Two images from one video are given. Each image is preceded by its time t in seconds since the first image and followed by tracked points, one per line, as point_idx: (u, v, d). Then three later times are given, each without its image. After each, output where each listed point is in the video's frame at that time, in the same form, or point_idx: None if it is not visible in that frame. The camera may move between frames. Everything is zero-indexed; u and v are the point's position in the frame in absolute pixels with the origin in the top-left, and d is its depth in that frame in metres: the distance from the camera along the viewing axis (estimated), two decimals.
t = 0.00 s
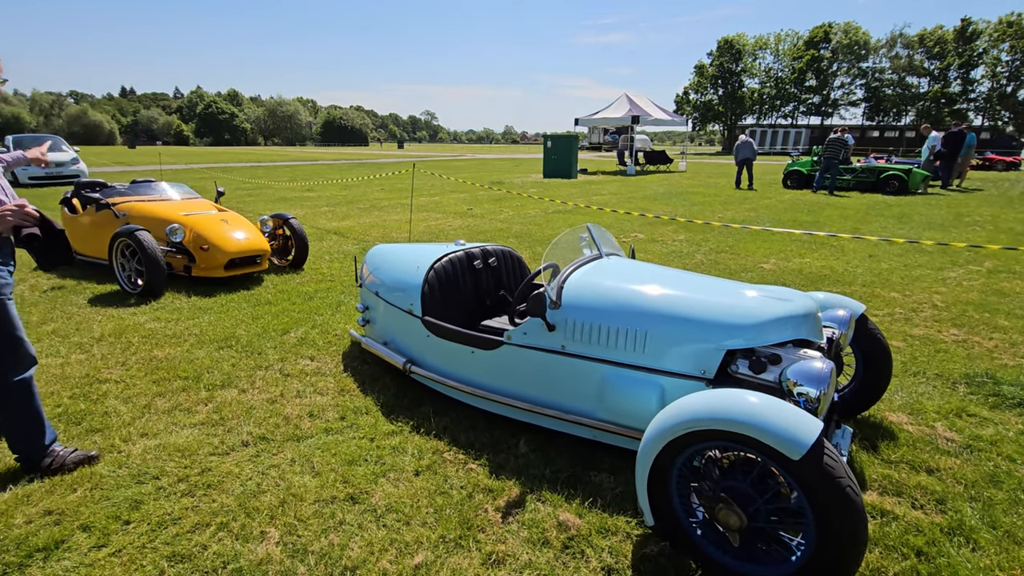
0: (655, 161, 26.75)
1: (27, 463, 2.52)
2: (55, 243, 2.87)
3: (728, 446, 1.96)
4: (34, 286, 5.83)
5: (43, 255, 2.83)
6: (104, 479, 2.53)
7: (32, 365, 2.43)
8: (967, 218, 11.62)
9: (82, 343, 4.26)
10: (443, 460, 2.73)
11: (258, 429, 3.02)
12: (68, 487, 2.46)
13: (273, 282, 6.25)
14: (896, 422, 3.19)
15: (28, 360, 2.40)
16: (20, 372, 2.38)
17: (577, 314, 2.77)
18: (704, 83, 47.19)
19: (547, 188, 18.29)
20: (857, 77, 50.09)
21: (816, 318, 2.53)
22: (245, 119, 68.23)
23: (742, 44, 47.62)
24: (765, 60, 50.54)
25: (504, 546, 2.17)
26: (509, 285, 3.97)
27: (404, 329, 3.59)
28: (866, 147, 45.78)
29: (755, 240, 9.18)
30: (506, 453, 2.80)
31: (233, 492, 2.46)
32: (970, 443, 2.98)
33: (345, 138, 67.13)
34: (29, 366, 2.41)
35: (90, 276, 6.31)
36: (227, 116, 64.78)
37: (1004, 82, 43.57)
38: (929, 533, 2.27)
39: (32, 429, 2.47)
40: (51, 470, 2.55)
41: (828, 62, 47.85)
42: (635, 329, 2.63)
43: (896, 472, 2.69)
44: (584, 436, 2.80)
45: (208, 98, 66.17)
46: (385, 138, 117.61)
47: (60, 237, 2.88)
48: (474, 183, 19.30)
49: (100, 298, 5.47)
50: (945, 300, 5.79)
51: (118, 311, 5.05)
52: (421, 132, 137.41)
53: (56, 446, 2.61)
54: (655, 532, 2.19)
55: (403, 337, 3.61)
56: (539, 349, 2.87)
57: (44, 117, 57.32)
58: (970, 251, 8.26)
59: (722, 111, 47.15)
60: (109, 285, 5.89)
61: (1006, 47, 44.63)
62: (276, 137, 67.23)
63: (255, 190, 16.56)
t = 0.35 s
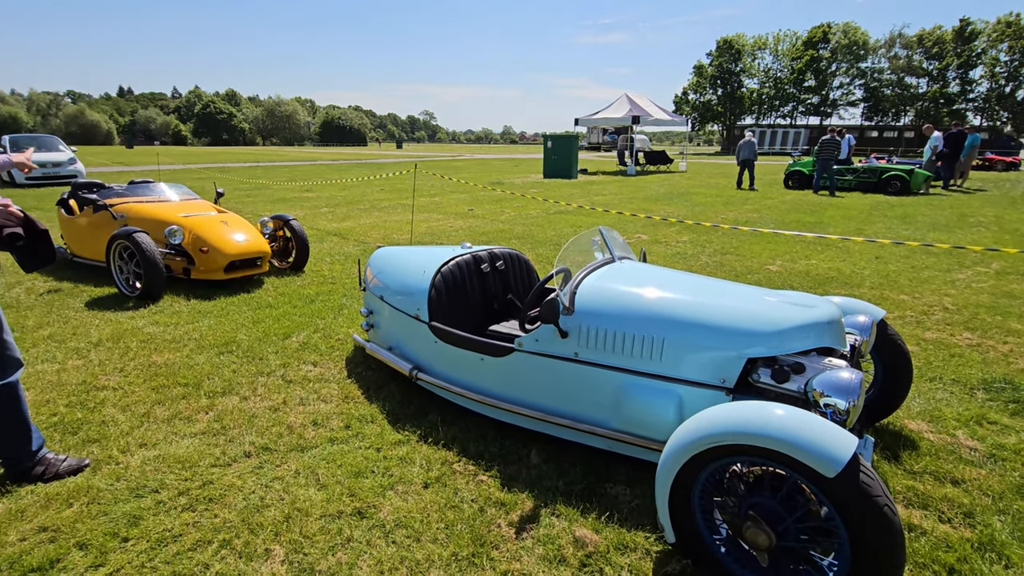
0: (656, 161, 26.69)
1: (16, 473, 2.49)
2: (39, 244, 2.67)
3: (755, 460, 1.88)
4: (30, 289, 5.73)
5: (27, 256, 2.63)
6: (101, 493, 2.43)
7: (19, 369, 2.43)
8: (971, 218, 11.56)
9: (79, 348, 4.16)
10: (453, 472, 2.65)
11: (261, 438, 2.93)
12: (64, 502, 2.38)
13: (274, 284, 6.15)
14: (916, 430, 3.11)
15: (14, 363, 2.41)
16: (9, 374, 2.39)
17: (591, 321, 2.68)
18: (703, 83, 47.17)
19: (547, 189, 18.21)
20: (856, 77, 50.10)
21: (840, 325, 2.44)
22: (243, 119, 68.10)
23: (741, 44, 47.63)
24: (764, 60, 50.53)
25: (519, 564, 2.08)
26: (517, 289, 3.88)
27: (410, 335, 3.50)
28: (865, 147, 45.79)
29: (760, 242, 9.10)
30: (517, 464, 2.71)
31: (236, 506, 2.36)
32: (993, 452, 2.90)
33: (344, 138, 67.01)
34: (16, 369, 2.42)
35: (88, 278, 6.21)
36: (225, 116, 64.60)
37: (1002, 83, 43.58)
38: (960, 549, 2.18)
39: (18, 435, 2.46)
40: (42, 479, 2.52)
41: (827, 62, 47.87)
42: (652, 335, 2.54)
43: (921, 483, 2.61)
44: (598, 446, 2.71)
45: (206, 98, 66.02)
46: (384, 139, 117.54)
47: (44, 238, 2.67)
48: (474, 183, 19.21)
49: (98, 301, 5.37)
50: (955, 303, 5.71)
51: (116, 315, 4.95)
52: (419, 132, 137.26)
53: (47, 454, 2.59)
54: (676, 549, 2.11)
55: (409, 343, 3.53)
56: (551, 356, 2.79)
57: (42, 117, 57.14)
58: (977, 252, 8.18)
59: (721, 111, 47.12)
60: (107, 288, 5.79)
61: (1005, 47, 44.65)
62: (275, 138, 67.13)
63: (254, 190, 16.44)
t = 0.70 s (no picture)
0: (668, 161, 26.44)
1: (27, 480, 2.45)
2: (45, 245, 2.60)
3: (794, 484, 1.75)
4: (42, 289, 5.71)
5: (34, 257, 2.57)
6: (105, 504, 2.36)
7: (23, 373, 2.36)
8: (995, 220, 11.25)
9: (88, 350, 4.11)
10: (467, 486, 2.54)
11: (270, 447, 2.84)
12: (68, 512, 2.30)
13: (285, 285, 6.10)
14: (954, 445, 2.95)
15: (17, 368, 2.32)
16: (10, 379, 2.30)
17: (613, 329, 2.56)
18: (716, 83, 46.72)
19: (559, 189, 18.07)
20: (872, 76, 49.36)
21: (879, 335, 2.30)
22: (256, 119, 68.66)
23: (755, 43, 47.13)
24: (778, 59, 49.98)
25: None
26: (532, 294, 3.78)
27: (422, 340, 3.40)
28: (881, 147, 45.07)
29: (777, 244, 8.90)
30: (534, 478, 2.60)
31: (243, 520, 2.27)
32: None
33: (356, 138, 67.31)
34: (18, 374, 2.33)
35: (100, 278, 6.19)
36: (239, 116, 65.16)
37: None
38: None
39: (24, 443, 2.39)
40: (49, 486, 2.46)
41: (843, 61, 47.20)
42: (677, 345, 2.42)
43: (964, 505, 2.46)
44: (619, 460, 2.59)
45: (220, 99, 66.65)
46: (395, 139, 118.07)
47: (49, 238, 2.61)
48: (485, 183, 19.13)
49: (109, 302, 5.34)
50: (984, 309, 5.51)
51: (126, 316, 4.91)
52: (430, 132, 137.60)
53: (57, 460, 2.53)
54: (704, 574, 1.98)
55: (420, 349, 3.43)
56: (570, 365, 2.67)
57: (59, 117, 57.98)
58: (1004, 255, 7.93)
59: (734, 111, 46.64)
60: (118, 288, 5.76)
61: None
62: (287, 138, 67.61)
63: (265, 190, 16.45)
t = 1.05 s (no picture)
0: (712, 161, 25.70)
1: (73, 473, 2.50)
2: (91, 241, 2.62)
3: (870, 523, 1.59)
4: (98, 283, 5.95)
5: (80, 253, 2.61)
6: (144, 502, 2.37)
7: (73, 365, 2.45)
8: None
9: (137, 344, 4.23)
10: (502, 500, 2.44)
11: (305, 450, 2.82)
12: (109, 508, 2.33)
13: (325, 284, 6.16)
14: None
15: (68, 359, 2.41)
16: (61, 370, 2.39)
17: (661, 341, 2.40)
18: (763, 80, 45.18)
19: (598, 189, 17.80)
20: (934, 72, 46.68)
21: (963, 357, 2.06)
22: (303, 120, 70.74)
23: (806, 38, 45.31)
24: (831, 55, 47.91)
25: None
26: (572, 299, 3.65)
27: (458, 344, 3.33)
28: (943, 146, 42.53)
29: (831, 250, 8.45)
30: (573, 495, 2.48)
31: (276, 526, 2.24)
32: None
33: (397, 137, 68.44)
34: (69, 365, 2.42)
35: (151, 274, 6.40)
36: (286, 117, 67.31)
37: None
38: None
39: (72, 434, 2.45)
40: (93, 480, 2.50)
41: (902, 55, 44.81)
42: (731, 361, 2.25)
43: None
44: (664, 480, 2.44)
45: (269, 100, 69.03)
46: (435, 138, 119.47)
47: (95, 233, 2.61)
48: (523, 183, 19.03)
49: (158, 297, 5.50)
50: None
51: (174, 312, 5.05)
52: (469, 132, 138.64)
53: (101, 454, 2.58)
54: None
55: (457, 353, 3.35)
56: (613, 377, 2.53)
57: (122, 118, 61.33)
58: None
59: (782, 109, 44.97)
60: (168, 284, 5.95)
61: None
62: (331, 137, 69.39)
63: (309, 188, 16.85)
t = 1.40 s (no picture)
0: (767, 163, 24.71)
1: (182, 431, 2.84)
2: (165, 232, 2.73)
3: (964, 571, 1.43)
4: (162, 278, 6.25)
5: (157, 244, 2.71)
6: (198, 495, 2.43)
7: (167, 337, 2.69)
8: None
9: (195, 338, 4.39)
10: (549, 514, 2.37)
11: (351, 451, 2.82)
12: (165, 499, 2.40)
13: (373, 283, 6.24)
14: None
15: (162, 334, 2.64)
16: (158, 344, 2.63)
17: (723, 356, 2.25)
18: (823, 78, 43.16)
19: (646, 191, 17.43)
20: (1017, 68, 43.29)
21: None
22: (354, 121, 72.86)
23: (872, 34, 42.97)
24: (899, 51, 45.24)
25: None
26: (623, 307, 3.53)
27: (505, 350, 3.27)
28: None
29: (899, 259, 7.91)
30: (622, 513, 2.37)
31: (321, 528, 2.24)
32: None
33: (444, 138, 69.44)
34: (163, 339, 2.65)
35: (210, 269, 6.67)
36: (339, 119, 69.51)
37: None
38: None
39: (180, 399, 2.76)
40: (205, 433, 2.88)
41: (979, 51, 41.80)
42: (800, 380, 2.08)
43: None
44: (721, 503, 2.30)
45: (323, 103, 71.47)
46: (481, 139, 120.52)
47: (169, 225, 2.73)
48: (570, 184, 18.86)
49: (216, 292, 5.72)
50: None
51: (230, 307, 5.22)
52: (516, 133, 139.11)
53: (201, 411, 2.93)
54: None
55: (503, 359, 3.29)
56: (669, 391, 2.40)
57: (189, 121, 64.96)
58: None
59: (843, 108, 42.82)
60: (225, 280, 6.17)
61: None
62: (381, 138, 71.18)
63: (359, 188, 17.27)
